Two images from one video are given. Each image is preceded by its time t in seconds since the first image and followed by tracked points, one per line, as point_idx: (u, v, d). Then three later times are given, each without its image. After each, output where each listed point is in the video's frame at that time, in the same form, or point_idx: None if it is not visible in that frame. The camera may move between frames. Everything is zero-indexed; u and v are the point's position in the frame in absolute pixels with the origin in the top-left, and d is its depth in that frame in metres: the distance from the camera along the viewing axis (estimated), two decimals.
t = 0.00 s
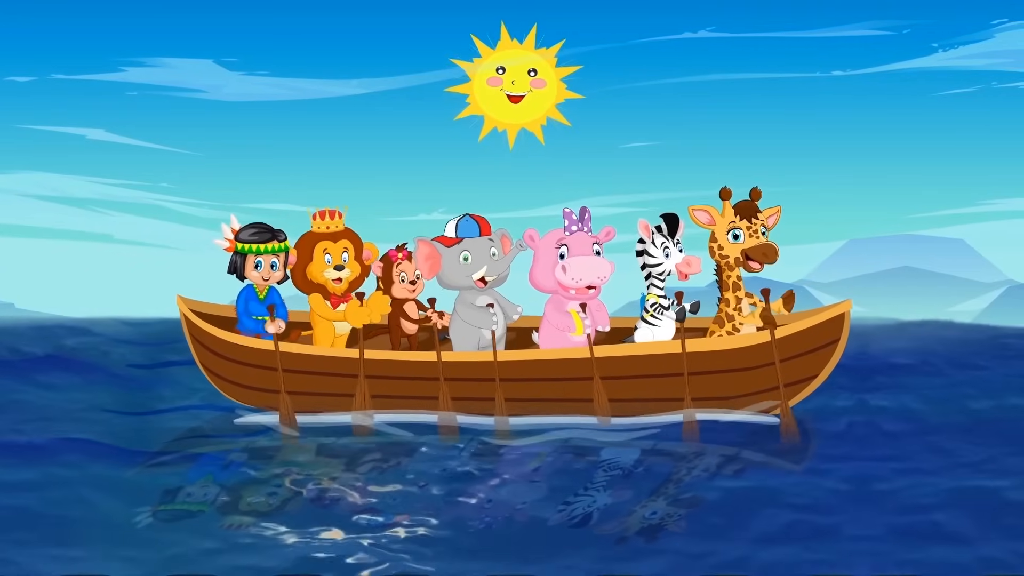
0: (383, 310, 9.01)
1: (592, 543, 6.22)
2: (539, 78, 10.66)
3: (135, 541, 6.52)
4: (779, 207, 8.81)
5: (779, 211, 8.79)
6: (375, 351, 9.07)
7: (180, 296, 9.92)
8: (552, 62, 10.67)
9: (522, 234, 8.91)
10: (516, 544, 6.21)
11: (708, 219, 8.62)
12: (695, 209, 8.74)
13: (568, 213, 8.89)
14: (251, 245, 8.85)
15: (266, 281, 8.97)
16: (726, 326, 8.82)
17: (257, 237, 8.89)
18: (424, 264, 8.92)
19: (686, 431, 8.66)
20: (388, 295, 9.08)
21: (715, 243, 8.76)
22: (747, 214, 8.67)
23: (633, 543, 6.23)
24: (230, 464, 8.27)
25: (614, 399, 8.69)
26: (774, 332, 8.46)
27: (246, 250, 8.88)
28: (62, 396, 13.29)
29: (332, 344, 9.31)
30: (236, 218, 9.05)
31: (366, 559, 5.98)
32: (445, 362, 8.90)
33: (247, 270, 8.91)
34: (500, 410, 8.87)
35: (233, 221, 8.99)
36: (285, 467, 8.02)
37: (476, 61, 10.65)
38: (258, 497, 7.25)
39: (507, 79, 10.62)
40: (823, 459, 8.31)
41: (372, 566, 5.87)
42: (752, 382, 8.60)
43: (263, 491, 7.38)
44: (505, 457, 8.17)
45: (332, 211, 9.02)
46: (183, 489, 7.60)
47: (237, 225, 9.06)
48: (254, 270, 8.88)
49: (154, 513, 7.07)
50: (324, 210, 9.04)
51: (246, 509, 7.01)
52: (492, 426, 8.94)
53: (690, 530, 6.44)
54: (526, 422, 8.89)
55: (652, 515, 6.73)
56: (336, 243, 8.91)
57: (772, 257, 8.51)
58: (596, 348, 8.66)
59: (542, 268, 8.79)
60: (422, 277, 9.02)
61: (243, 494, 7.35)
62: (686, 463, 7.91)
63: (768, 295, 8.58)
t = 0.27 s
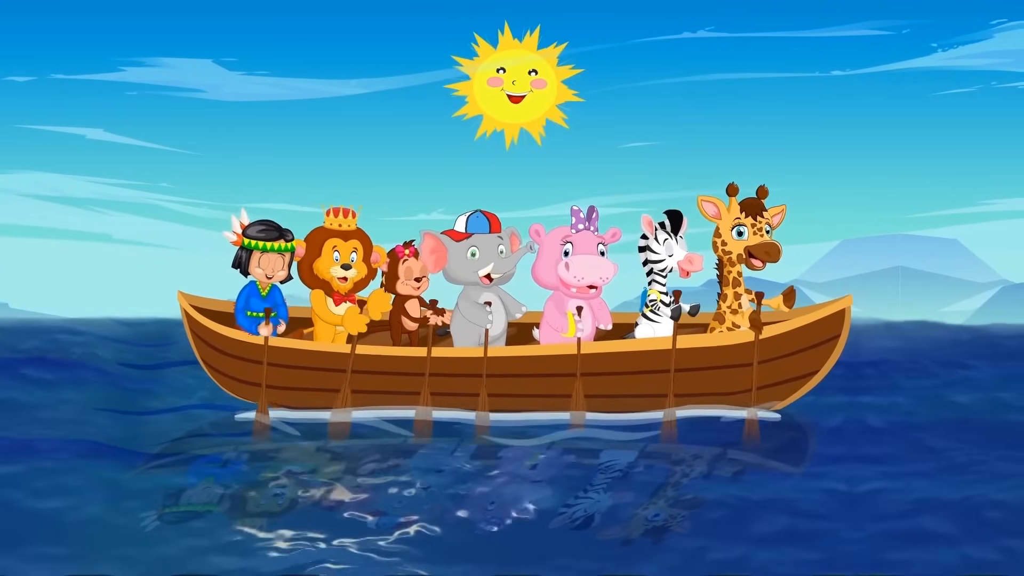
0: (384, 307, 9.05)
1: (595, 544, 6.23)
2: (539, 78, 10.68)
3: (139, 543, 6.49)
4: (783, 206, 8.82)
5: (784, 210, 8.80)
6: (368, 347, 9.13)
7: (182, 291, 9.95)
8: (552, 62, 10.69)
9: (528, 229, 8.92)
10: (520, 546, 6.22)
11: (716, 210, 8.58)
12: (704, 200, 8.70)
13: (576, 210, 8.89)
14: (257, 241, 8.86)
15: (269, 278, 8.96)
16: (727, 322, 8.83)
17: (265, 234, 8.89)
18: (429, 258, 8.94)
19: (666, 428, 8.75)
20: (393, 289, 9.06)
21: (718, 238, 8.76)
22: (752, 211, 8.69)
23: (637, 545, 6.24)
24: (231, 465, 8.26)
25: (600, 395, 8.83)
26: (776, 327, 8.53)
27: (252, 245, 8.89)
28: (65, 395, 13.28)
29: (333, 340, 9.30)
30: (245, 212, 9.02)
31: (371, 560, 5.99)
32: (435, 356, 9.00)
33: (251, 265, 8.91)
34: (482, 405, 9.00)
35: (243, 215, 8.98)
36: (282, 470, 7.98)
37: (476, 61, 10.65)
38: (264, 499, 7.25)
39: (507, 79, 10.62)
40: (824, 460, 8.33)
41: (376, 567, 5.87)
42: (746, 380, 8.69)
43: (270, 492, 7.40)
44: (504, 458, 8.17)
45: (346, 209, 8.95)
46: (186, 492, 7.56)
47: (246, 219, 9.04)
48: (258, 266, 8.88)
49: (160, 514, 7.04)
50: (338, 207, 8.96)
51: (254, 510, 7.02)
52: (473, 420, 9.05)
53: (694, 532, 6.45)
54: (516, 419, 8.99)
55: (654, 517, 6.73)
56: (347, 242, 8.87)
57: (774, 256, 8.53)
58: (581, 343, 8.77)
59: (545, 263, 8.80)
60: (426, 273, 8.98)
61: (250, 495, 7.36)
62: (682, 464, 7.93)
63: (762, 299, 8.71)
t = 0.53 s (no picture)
0: (383, 307, 9.11)
1: (598, 545, 6.23)
2: (539, 79, 10.68)
3: (144, 543, 6.48)
4: (789, 207, 8.80)
5: (789, 212, 8.79)
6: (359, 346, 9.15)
7: (182, 291, 9.96)
8: (552, 62, 10.69)
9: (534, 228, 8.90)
10: (524, 547, 6.22)
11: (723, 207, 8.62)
12: (712, 196, 8.73)
13: (584, 212, 8.88)
14: (263, 242, 8.85)
15: (272, 280, 8.94)
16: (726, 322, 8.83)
17: (271, 235, 8.87)
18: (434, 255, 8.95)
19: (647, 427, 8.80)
20: (397, 288, 9.09)
21: (722, 238, 8.78)
22: (758, 212, 8.68)
23: (642, 545, 6.24)
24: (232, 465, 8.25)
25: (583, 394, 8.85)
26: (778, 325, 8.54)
27: (258, 245, 8.87)
28: (66, 395, 13.28)
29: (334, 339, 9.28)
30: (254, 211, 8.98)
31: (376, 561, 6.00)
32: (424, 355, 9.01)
33: (255, 265, 8.89)
34: (465, 404, 9.03)
35: (252, 215, 8.95)
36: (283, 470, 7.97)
37: (477, 61, 10.65)
38: (273, 498, 7.26)
39: (508, 79, 10.63)
40: (825, 460, 8.35)
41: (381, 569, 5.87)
42: (741, 380, 8.72)
43: (278, 491, 7.41)
44: (505, 458, 8.17)
45: (361, 213, 8.94)
46: (189, 491, 7.57)
47: (254, 218, 9.01)
48: (262, 267, 8.87)
49: (167, 515, 7.03)
50: (352, 209, 8.93)
51: (264, 510, 7.03)
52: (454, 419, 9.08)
53: (698, 531, 6.46)
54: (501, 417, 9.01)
55: (658, 517, 6.73)
56: (356, 244, 8.87)
57: (776, 258, 8.50)
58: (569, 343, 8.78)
59: (547, 262, 8.82)
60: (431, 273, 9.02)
61: (254, 495, 7.35)
62: (678, 464, 7.94)
63: (756, 301, 8.70)
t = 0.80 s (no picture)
0: (383, 311, 9.04)
1: (596, 542, 6.23)
2: (539, 78, 10.68)
3: (142, 540, 6.48)
4: (785, 211, 8.81)
5: (785, 215, 8.79)
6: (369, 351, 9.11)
7: (182, 296, 9.97)
8: (552, 61, 10.69)
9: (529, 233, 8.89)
10: (522, 544, 6.21)
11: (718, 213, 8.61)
12: (707, 202, 8.73)
13: (579, 215, 8.89)
14: (260, 246, 8.86)
15: (271, 284, 8.97)
16: (726, 326, 8.84)
17: (269, 240, 8.88)
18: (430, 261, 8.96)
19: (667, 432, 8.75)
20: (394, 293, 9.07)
21: (719, 243, 8.77)
22: (754, 215, 8.70)
23: (640, 543, 6.24)
24: (232, 463, 8.23)
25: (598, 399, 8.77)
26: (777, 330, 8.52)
27: (256, 250, 8.88)
28: (70, 395, 13.28)
29: (333, 343, 9.30)
30: (252, 216, 9.01)
31: (372, 559, 5.99)
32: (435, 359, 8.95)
33: (254, 270, 8.90)
34: (485, 410, 8.96)
35: (249, 220, 8.96)
36: (285, 468, 7.97)
37: (477, 62, 10.66)
38: (269, 496, 7.24)
39: (508, 79, 10.63)
40: (826, 459, 8.34)
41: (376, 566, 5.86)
42: (744, 383, 8.67)
43: (273, 490, 7.39)
44: (506, 456, 8.16)
45: (349, 214, 8.94)
46: (189, 489, 7.57)
47: (252, 223, 9.02)
48: (260, 271, 8.89)
49: (166, 512, 7.03)
50: (341, 211, 8.93)
51: (260, 508, 7.01)
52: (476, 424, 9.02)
53: (697, 529, 6.46)
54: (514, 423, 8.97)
55: (657, 515, 6.73)
56: (349, 246, 8.87)
57: (774, 261, 8.51)
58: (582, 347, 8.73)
59: (545, 267, 8.81)
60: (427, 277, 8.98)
61: (251, 494, 7.32)
62: (684, 462, 7.93)
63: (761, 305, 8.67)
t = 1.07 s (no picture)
0: (383, 314, 9.02)
1: (593, 539, 6.24)
2: (539, 78, 10.67)
3: (138, 536, 6.49)
4: (779, 212, 8.80)
5: (779, 216, 8.79)
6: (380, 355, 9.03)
7: (181, 300, 9.94)
8: (552, 62, 10.69)
9: (522, 238, 8.90)
10: (518, 541, 6.22)
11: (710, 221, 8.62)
12: (696, 213, 8.76)
13: (569, 218, 8.89)
14: (256, 251, 8.87)
15: (268, 288, 8.98)
16: (726, 330, 8.83)
17: (264, 244, 8.90)
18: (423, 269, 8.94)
19: (694, 431, 8.70)
20: (389, 299, 9.13)
21: (715, 248, 8.78)
22: (747, 219, 8.72)
23: (637, 541, 6.24)
24: (232, 463, 8.20)
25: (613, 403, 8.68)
26: (780, 333, 8.46)
27: (251, 255, 8.89)
28: (73, 395, 13.31)
29: (332, 347, 9.28)
30: (246, 220, 9.03)
31: (366, 557, 5.99)
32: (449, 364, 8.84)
33: (250, 275, 8.91)
34: (507, 414, 8.84)
35: (243, 225, 9.00)
36: (285, 466, 7.97)
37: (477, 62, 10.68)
38: (262, 495, 7.22)
39: (510, 79, 10.65)
40: (825, 460, 8.32)
41: (370, 564, 5.86)
42: (750, 387, 8.57)
43: (268, 488, 7.38)
44: (507, 455, 8.15)
45: (334, 216, 9.01)
46: (189, 486, 7.59)
47: (245, 228, 9.04)
48: (257, 276, 8.89)
49: (164, 509, 7.04)
50: (325, 214, 9.00)
51: (250, 506, 6.99)
52: (500, 428, 8.91)
53: (694, 527, 6.47)
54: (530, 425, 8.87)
55: (654, 513, 6.74)
56: (338, 247, 8.89)
57: (772, 262, 8.55)
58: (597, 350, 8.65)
59: (542, 272, 8.80)
60: (421, 281, 9.03)
61: (246, 492, 7.31)
62: (687, 460, 7.96)
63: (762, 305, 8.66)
